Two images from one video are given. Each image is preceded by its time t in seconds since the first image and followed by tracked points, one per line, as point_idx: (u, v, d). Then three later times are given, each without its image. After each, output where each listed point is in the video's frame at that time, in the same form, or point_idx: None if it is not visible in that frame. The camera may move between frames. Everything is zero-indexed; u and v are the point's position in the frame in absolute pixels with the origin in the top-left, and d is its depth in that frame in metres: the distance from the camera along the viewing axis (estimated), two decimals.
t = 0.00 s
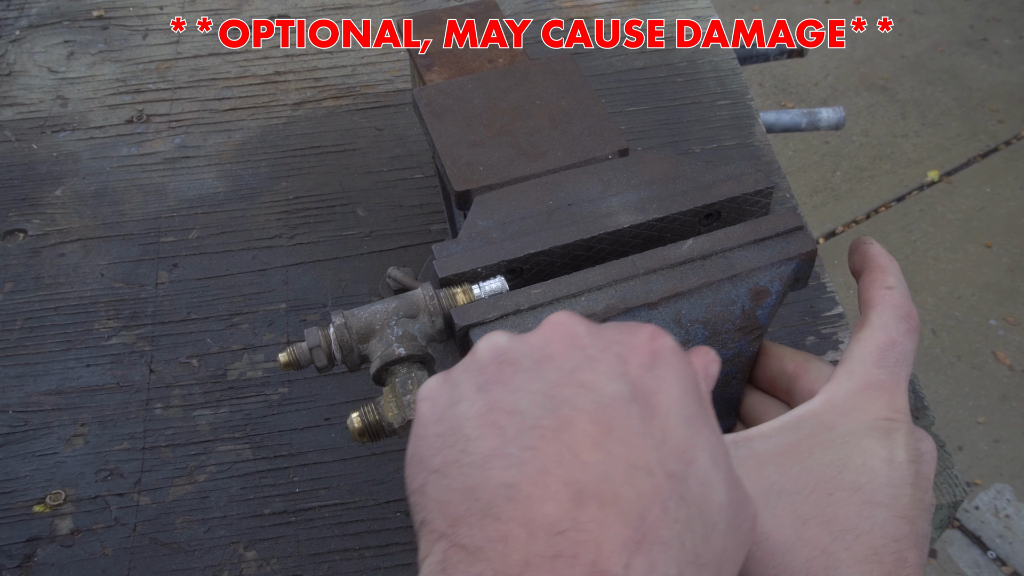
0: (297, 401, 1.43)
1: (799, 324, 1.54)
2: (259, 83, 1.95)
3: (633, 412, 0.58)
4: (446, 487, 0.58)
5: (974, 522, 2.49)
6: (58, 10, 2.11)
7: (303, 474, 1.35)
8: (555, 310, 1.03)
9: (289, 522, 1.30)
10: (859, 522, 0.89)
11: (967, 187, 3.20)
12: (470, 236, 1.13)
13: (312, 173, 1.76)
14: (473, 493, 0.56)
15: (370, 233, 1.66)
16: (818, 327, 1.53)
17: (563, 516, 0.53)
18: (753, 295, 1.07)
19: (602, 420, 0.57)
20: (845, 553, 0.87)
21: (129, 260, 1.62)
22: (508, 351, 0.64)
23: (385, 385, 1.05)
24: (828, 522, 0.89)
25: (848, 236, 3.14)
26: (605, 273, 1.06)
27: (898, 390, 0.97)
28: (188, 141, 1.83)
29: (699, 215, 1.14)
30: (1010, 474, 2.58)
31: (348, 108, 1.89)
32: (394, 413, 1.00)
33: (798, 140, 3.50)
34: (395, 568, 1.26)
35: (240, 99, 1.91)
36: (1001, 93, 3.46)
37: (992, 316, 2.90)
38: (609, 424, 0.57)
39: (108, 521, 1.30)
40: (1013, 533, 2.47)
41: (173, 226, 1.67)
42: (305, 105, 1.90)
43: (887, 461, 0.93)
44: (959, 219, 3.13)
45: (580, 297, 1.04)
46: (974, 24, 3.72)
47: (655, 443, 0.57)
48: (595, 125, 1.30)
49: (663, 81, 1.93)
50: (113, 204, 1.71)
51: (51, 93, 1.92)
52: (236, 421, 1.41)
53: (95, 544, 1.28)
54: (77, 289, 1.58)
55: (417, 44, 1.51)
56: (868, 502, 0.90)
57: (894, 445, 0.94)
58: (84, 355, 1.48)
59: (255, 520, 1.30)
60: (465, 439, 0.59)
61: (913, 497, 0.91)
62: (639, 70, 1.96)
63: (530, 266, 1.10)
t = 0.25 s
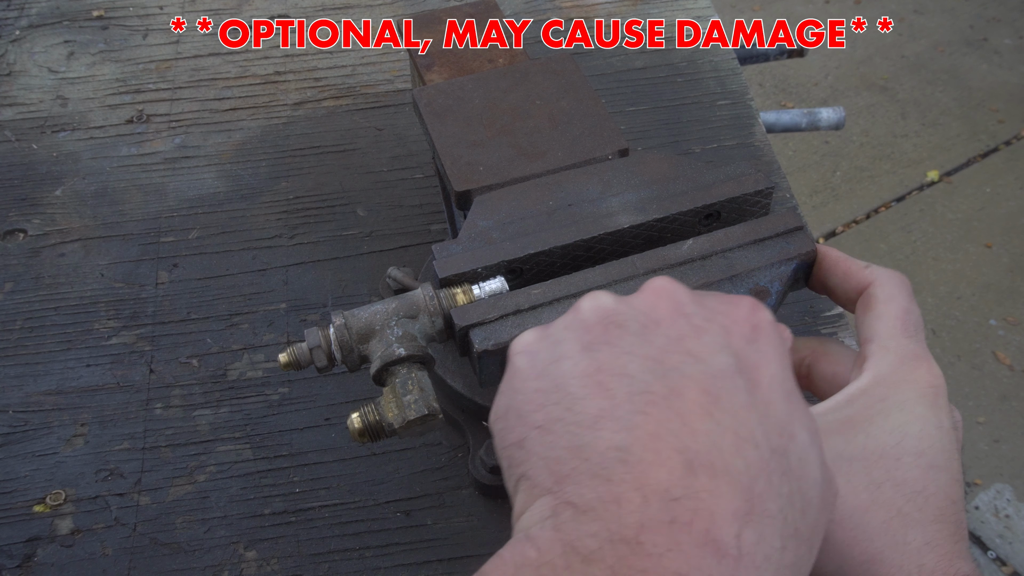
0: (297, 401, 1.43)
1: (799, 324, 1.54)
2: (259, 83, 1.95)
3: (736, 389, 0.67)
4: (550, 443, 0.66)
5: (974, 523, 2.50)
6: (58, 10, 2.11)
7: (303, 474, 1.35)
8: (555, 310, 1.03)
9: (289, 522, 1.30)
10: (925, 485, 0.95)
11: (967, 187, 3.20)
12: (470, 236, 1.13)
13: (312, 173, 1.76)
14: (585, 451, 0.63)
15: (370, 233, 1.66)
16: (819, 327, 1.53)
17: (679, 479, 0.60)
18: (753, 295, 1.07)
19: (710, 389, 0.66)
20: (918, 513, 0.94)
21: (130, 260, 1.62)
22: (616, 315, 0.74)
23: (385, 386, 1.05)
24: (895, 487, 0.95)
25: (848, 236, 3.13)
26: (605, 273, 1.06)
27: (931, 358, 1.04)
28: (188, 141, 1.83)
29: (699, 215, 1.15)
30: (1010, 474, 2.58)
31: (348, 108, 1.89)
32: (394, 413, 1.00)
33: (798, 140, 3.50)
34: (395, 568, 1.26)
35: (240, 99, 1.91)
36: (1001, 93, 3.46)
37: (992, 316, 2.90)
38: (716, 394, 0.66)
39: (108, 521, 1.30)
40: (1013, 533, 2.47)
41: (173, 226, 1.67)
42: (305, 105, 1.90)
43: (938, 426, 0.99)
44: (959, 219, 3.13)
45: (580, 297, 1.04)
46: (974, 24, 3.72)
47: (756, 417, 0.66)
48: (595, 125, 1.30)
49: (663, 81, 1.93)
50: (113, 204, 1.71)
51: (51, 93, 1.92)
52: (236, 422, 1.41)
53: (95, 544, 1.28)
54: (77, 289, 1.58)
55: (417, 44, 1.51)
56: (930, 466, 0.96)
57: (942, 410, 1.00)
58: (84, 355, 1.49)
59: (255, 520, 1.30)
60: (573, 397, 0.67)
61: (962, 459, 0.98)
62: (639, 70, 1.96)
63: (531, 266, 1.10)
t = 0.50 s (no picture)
0: (297, 401, 1.43)
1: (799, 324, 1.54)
2: (259, 83, 1.95)
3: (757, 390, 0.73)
4: (576, 420, 0.73)
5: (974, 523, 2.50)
6: (58, 10, 2.11)
7: (303, 474, 1.35)
8: (554, 311, 1.03)
9: (289, 522, 1.30)
10: (943, 483, 0.96)
11: (967, 187, 3.20)
12: (469, 236, 1.13)
13: (312, 173, 1.76)
14: (609, 433, 0.70)
15: (370, 233, 1.66)
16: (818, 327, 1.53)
17: (697, 469, 0.67)
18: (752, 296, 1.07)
19: (737, 388, 0.72)
20: (938, 511, 0.94)
21: (130, 260, 1.62)
22: (660, 306, 0.79)
23: (384, 387, 1.05)
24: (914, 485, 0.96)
25: (848, 236, 3.14)
26: (605, 273, 1.06)
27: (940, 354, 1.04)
28: (188, 141, 1.83)
29: (699, 216, 1.15)
30: (1010, 474, 2.58)
31: (348, 108, 1.89)
32: (393, 415, 1.00)
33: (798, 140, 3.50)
34: (395, 568, 1.26)
35: (240, 99, 1.91)
36: (1001, 93, 3.46)
37: (992, 316, 2.90)
38: (743, 392, 0.72)
39: (108, 521, 1.30)
40: (1013, 533, 2.47)
41: (173, 226, 1.67)
42: (305, 105, 1.90)
43: (950, 422, 0.99)
44: (959, 219, 3.13)
45: (579, 298, 1.05)
46: (974, 24, 3.72)
47: (778, 422, 0.71)
48: (595, 125, 1.30)
49: (663, 81, 1.93)
50: (113, 204, 1.71)
51: (51, 93, 1.92)
52: (236, 422, 1.41)
53: (95, 545, 1.28)
54: (77, 289, 1.58)
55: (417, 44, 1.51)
56: (948, 465, 0.97)
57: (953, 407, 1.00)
58: (85, 355, 1.49)
59: (255, 520, 1.30)
60: (607, 379, 0.74)
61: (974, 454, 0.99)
62: (639, 70, 1.96)
63: (530, 266, 1.10)
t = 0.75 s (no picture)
0: (297, 402, 1.43)
1: (799, 324, 1.54)
2: (259, 83, 1.95)
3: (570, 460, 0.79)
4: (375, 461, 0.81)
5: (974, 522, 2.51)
6: (58, 10, 2.11)
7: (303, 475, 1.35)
8: (554, 312, 1.04)
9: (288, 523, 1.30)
10: None
11: (967, 187, 3.20)
12: (469, 237, 1.13)
13: (312, 173, 1.76)
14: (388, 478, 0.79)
15: (370, 233, 1.66)
16: (818, 327, 1.54)
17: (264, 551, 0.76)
18: (753, 296, 1.06)
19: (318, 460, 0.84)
20: None
21: (129, 261, 1.62)
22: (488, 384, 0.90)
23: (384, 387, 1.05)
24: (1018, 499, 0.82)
25: (847, 236, 3.14)
26: (604, 275, 1.07)
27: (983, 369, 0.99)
28: (188, 141, 1.83)
29: (698, 216, 1.15)
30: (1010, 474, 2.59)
31: (348, 108, 1.89)
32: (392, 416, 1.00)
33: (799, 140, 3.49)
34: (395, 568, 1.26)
35: (240, 99, 1.91)
36: (1001, 93, 3.46)
37: (992, 316, 2.91)
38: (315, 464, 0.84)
39: (108, 522, 1.30)
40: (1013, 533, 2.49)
41: (173, 226, 1.67)
42: (305, 105, 1.90)
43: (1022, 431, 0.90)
44: (959, 219, 3.13)
45: (579, 299, 1.05)
46: (974, 24, 3.72)
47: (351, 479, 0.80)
48: (595, 126, 1.30)
49: (663, 81, 1.93)
50: (112, 204, 1.71)
51: (51, 93, 1.92)
52: (236, 422, 1.41)
53: (95, 545, 1.28)
54: (77, 289, 1.58)
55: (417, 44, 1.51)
56: None
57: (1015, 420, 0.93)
58: (84, 355, 1.49)
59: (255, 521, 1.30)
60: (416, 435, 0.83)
61: None
62: (639, 70, 1.96)
63: (530, 267, 1.10)
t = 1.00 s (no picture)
0: (296, 402, 1.43)
1: (799, 324, 1.54)
2: (259, 83, 1.95)
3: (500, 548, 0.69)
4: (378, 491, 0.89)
5: (974, 522, 2.52)
6: (58, 10, 2.11)
7: (303, 475, 1.35)
8: (553, 312, 1.04)
9: (288, 523, 1.30)
10: None
11: (967, 187, 3.20)
12: (469, 237, 1.13)
13: (312, 173, 1.76)
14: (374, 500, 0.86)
15: (370, 234, 1.66)
16: (818, 327, 1.54)
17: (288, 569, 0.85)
18: (752, 296, 1.06)
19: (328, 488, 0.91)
20: None
21: (129, 261, 1.62)
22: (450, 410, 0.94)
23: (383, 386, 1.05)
24: None
25: (847, 236, 3.14)
26: (604, 274, 1.07)
27: None
28: (188, 141, 1.83)
29: (699, 216, 1.15)
30: (1010, 474, 2.59)
31: (348, 108, 1.89)
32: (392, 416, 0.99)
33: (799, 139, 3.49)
34: (395, 568, 1.26)
35: (240, 99, 1.91)
36: (1001, 93, 3.46)
37: (992, 316, 2.91)
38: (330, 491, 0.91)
39: (108, 522, 1.30)
40: (1013, 533, 2.49)
41: (173, 226, 1.67)
42: (305, 105, 1.90)
43: None
44: (959, 219, 3.13)
45: (579, 299, 1.05)
46: (974, 24, 3.72)
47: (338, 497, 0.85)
48: (595, 126, 1.30)
49: (663, 81, 1.93)
50: (113, 204, 1.71)
51: (51, 93, 1.92)
52: (236, 422, 1.41)
53: (96, 545, 1.28)
54: (77, 289, 1.58)
55: (417, 44, 1.51)
56: None
57: None
58: (84, 355, 1.49)
59: (256, 521, 1.30)
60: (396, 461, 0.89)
61: None
62: (639, 70, 1.96)
63: (530, 267, 1.10)
